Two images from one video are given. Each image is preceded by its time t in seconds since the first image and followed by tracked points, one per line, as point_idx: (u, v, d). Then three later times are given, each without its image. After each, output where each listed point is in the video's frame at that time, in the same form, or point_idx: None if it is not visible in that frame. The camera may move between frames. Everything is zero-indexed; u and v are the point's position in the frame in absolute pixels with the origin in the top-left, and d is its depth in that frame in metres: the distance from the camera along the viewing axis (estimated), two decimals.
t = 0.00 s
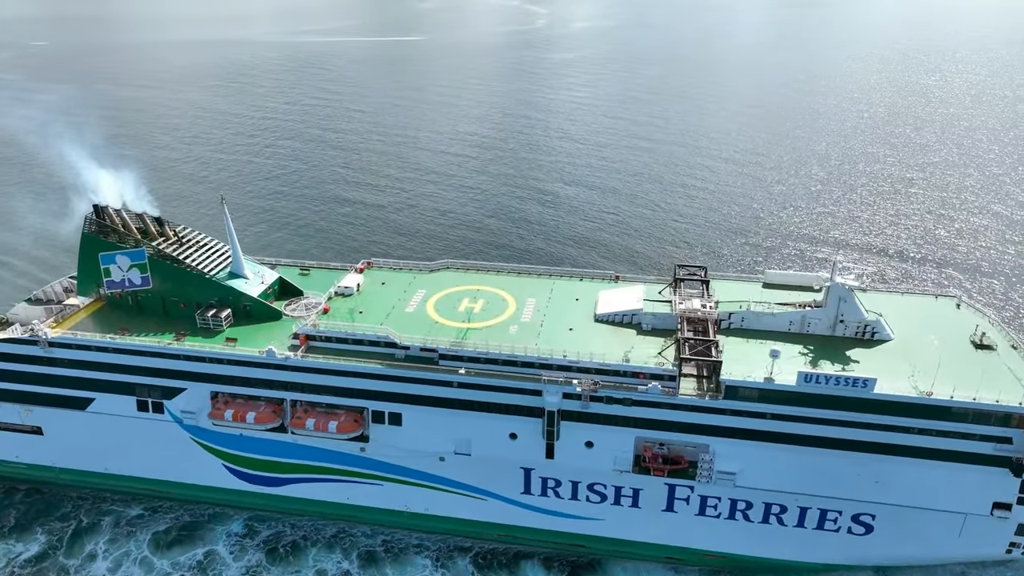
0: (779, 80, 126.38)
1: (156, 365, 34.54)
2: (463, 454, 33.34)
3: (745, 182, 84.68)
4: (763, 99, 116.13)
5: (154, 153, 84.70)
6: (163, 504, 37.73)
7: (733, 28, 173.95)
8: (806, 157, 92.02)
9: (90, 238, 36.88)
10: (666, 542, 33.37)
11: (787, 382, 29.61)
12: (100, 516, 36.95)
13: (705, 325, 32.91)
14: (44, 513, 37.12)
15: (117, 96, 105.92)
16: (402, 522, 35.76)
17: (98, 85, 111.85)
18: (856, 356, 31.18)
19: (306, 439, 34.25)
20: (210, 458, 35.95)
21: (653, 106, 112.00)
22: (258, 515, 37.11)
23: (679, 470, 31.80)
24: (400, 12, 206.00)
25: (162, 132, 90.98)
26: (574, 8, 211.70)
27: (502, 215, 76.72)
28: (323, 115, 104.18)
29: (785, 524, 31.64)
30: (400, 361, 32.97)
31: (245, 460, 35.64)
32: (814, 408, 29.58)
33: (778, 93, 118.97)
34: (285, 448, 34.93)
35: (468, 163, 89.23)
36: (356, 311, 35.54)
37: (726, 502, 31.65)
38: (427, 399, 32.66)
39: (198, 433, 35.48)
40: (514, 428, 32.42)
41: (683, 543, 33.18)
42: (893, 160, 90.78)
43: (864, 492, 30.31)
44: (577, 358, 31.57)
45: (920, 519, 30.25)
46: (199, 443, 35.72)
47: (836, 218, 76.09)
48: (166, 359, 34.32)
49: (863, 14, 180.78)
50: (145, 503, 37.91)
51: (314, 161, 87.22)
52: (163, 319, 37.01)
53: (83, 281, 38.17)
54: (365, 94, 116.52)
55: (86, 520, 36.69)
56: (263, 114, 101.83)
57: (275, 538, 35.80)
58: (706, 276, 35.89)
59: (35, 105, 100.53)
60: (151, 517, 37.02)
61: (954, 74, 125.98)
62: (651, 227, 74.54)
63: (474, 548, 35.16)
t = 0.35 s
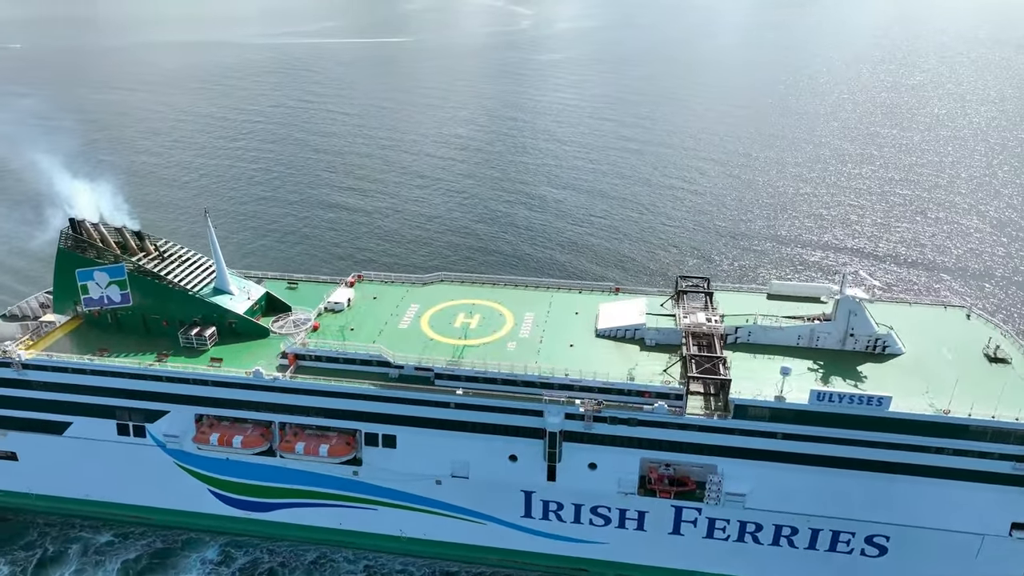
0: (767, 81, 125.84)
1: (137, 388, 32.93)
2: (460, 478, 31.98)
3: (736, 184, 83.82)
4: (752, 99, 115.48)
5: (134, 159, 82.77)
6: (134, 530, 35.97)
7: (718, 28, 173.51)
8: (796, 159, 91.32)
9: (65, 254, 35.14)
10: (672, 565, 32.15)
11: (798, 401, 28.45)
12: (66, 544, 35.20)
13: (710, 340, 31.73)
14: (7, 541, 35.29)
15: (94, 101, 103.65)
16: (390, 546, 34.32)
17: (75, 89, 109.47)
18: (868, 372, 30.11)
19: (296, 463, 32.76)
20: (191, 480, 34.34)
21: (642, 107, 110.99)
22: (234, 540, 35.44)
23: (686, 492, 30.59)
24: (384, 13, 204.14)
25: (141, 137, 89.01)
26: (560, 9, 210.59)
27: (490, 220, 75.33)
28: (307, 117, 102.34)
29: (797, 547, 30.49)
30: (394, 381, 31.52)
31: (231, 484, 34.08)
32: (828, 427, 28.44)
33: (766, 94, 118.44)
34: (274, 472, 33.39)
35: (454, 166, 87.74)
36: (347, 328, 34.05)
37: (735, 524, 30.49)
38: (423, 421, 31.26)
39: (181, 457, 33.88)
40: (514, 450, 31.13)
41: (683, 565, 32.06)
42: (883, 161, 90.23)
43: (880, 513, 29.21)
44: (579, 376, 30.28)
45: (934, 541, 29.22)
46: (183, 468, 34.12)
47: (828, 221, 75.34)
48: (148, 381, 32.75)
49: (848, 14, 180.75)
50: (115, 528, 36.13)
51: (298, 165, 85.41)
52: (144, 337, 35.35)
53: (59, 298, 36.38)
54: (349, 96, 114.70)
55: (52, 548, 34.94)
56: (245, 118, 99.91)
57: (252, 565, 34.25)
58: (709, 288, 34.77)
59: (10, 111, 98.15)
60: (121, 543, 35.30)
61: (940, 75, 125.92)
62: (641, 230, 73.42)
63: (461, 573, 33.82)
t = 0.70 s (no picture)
0: (754, 81, 125.23)
1: (115, 414, 31.15)
2: (457, 504, 30.49)
3: (727, 185, 82.84)
4: (739, 100, 114.73)
5: (111, 166, 80.54)
6: (101, 561, 33.71)
7: (703, 28, 172.98)
8: (785, 159, 90.49)
9: (37, 272, 33.16)
10: None
11: (812, 423, 27.24)
12: None
13: (717, 357, 30.45)
14: None
15: (69, 105, 100.98)
16: None
17: (50, 92, 106.72)
18: (882, 390, 28.98)
19: (284, 491, 31.14)
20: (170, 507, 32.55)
21: (629, 108, 109.84)
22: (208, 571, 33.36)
23: (695, 517, 29.33)
24: (367, 14, 201.96)
25: (118, 143, 86.67)
26: (543, 9, 209.39)
27: (478, 224, 73.80)
28: (290, 121, 100.29)
29: (809, 572, 29.31)
30: (388, 405, 29.99)
31: (216, 513, 32.37)
32: (843, 449, 27.25)
33: (754, 94, 117.80)
34: (261, 501, 31.76)
35: (441, 170, 86.13)
36: (337, 348, 32.47)
37: (746, 549, 29.29)
38: (418, 446, 29.76)
39: (162, 485, 32.13)
40: (515, 475, 29.70)
41: None
42: (872, 161, 89.63)
43: (896, 536, 28.10)
44: (583, 398, 28.92)
45: (953, 565, 28.11)
46: (164, 496, 32.37)
47: (820, 223, 74.50)
48: (126, 407, 30.99)
49: (832, 14, 180.86)
50: (81, 558, 33.85)
51: (280, 169, 83.42)
52: (123, 359, 33.49)
53: (30, 318, 34.42)
54: (332, 98, 112.77)
55: None
56: (226, 122, 97.67)
57: None
58: (712, 302, 33.51)
59: None
60: None
61: (925, 74, 125.86)
62: (631, 233, 72.16)
63: None
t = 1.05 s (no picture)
0: (741, 81, 124.78)
1: (93, 441, 29.58)
2: (456, 531, 29.16)
3: (717, 187, 81.95)
4: (726, 100, 114.04)
5: (89, 172, 78.41)
6: None
7: (688, 28, 172.58)
8: (776, 160, 89.79)
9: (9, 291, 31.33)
10: None
11: (826, 443, 26.15)
12: None
13: (725, 374, 29.34)
14: None
15: (45, 108, 98.56)
16: None
17: (26, 96, 104.21)
18: (897, 406, 27.96)
19: (274, 519, 29.68)
20: (150, 535, 30.95)
21: (617, 109, 108.84)
22: None
23: (704, 541, 28.20)
24: (350, 15, 199.92)
25: (96, 147, 84.52)
26: (528, 10, 208.23)
27: (467, 229, 72.33)
28: (273, 123, 98.45)
29: None
30: (382, 428, 28.59)
31: (201, 543, 30.85)
32: (859, 471, 26.18)
33: (742, 94, 117.21)
34: (249, 529, 30.29)
35: (428, 173, 84.64)
36: (328, 368, 31.04)
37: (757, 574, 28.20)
38: (415, 471, 28.41)
39: (145, 514, 30.55)
40: (516, 500, 28.43)
41: None
42: (863, 162, 89.12)
43: (913, 559, 27.12)
44: (587, 419, 27.68)
45: None
46: (146, 525, 30.79)
47: (812, 224, 73.71)
48: (105, 433, 29.42)
49: (816, 14, 181.02)
50: None
51: (264, 174, 81.60)
52: (101, 381, 31.88)
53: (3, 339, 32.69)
54: (316, 101, 110.99)
55: None
56: (207, 125, 95.66)
57: None
58: (718, 315, 32.43)
59: None
60: None
61: (911, 74, 125.97)
62: (622, 237, 71.04)
63: None
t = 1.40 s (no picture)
0: (722, 73, 123.86)
1: (64, 465, 27.84)
2: (452, 553, 27.82)
3: (703, 180, 80.86)
4: (709, 93, 112.93)
5: (57, 171, 75.60)
6: None
7: (668, 19, 171.42)
8: (760, 152, 88.91)
9: None
10: None
11: (839, 457, 25.07)
12: None
13: (731, 384, 28.22)
14: None
15: (10, 105, 95.13)
16: None
17: None
18: (909, 416, 27.00)
19: (260, 544, 28.15)
20: (127, 561, 29.24)
21: (599, 102, 107.37)
22: None
23: (711, 559, 27.12)
24: (325, 7, 196.35)
25: (64, 145, 81.62)
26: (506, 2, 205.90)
27: (450, 226, 70.67)
28: (249, 119, 95.91)
29: None
30: (373, 447, 27.12)
31: (182, 570, 29.20)
32: (872, 486, 25.17)
33: (724, 86, 116.24)
34: (234, 555, 28.72)
35: (409, 168, 82.68)
36: (314, 384, 29.45)
37: None
38: (409, 492, 27.01)
39: (121, 541, 28.84)
40: (515, 521, 27.13)
41: None
42: (847, 153, 88.51)
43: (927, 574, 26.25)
44: (589, 435, 26.40)
45: None
46: (123, 553, 29.06)
47: (800, 217, 72.84)
48: (77, 457, 27.68)
49: (794, 6, 180.73)
50: None
51: (239, 171, 79.24)
52: (72, 401, 30.05)
53: None
54: (292, 95, 108.42)
55: None
56: (180, 121, 92.94)
57: None
58: (720, 321, 31.34)
59: None
60: None
61: (891, 66, 125.75)
62: (608, 233, 69.74)
63: None
